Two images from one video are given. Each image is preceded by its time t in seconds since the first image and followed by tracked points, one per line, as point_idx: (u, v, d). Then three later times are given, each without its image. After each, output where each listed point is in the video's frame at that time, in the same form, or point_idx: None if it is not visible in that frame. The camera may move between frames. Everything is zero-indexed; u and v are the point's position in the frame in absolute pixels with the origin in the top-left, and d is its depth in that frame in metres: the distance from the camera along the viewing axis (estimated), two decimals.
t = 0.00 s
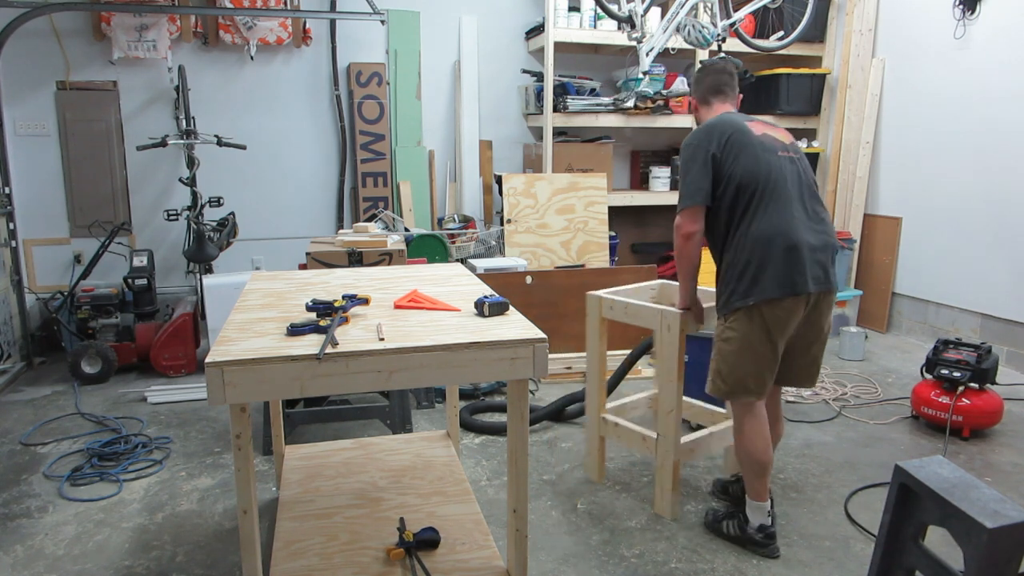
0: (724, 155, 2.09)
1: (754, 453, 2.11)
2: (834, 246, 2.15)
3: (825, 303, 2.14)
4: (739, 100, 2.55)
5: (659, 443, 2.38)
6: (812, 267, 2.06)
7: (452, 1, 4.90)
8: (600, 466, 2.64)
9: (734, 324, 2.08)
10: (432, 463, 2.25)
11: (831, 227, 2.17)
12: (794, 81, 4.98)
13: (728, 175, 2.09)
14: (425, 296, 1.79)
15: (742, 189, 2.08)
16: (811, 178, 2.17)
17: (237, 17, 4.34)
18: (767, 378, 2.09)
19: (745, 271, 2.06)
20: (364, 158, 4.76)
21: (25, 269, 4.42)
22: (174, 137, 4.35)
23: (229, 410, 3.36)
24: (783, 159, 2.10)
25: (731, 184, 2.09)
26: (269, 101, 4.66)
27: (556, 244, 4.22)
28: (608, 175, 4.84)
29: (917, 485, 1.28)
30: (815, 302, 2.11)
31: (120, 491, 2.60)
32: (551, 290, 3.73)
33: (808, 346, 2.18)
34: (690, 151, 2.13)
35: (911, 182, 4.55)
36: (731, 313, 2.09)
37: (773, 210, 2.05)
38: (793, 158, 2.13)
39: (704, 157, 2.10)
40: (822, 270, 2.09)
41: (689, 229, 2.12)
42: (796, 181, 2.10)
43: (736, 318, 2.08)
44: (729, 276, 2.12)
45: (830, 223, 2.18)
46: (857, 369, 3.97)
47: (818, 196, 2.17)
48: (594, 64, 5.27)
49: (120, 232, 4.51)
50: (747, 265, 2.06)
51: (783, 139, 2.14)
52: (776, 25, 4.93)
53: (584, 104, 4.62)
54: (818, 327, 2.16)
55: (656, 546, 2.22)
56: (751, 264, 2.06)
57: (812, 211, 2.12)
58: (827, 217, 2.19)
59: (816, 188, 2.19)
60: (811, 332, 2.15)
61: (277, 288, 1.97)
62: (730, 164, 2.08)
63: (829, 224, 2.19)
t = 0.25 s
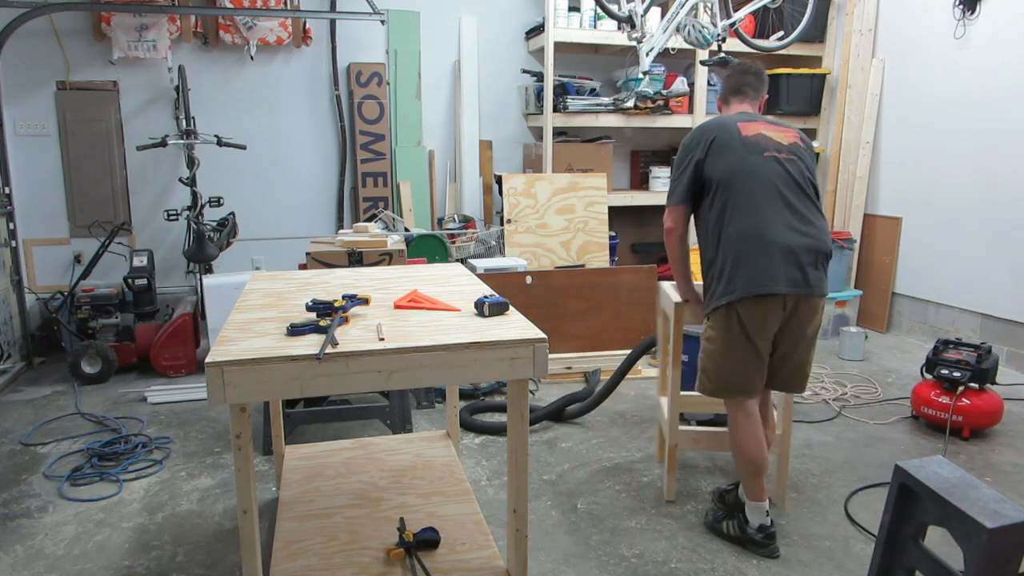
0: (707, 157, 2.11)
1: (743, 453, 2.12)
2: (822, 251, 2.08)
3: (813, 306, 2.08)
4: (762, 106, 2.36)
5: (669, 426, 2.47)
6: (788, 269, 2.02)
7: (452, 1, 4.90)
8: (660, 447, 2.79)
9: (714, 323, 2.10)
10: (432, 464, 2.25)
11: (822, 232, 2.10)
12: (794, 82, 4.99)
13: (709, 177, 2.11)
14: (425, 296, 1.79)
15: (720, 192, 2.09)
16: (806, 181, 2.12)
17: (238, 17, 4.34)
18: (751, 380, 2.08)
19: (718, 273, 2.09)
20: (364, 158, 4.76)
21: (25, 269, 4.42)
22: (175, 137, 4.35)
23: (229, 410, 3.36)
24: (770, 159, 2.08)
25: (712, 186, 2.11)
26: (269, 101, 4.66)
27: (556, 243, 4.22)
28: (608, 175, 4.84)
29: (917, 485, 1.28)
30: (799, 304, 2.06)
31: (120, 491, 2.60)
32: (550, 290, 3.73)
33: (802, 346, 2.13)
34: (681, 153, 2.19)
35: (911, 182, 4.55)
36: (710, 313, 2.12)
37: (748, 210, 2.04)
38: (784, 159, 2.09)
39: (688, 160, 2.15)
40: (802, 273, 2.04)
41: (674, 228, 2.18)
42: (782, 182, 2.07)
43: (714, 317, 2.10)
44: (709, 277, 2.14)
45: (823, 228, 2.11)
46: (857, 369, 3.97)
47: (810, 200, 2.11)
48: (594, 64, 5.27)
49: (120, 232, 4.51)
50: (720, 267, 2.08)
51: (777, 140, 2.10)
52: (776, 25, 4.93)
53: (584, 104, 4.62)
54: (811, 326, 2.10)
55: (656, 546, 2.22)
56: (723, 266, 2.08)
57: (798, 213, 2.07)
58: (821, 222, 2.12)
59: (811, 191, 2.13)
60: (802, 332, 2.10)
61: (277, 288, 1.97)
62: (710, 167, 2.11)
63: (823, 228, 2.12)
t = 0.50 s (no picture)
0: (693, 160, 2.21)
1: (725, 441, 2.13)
2: (794, 256, 2.07)
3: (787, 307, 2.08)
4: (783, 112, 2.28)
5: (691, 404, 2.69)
6: (748, 271, 2.05)
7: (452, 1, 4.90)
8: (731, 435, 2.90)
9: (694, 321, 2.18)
10: (432, 463, 2.25)
11: (797, 237, 2.08)
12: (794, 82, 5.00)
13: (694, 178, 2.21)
14: (425, 296, 1.79)
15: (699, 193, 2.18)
16: (789, 183, 2.09)
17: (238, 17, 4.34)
18: (729, 374, 2.11)
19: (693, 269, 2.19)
20: (364, 158, 4.76)
21: (25, 269, 4.42)
22: (175, 137, 4.35)
23: (229, 410, 3.36)
24: (746, 163, 2.10)
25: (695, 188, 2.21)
26: (269, 101, 4.66)
27: (556, 243, 4.22)
28: (608, 175, 4.84)
29: (917, 485, 1.28)
30: (768, 304, 2.07)
31: (120, 491, 2.60)
32: (550, 290, 3.74)
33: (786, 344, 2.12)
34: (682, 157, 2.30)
35: (912, 182, 4.55)
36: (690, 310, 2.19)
37: (717, 210, 2.11)
38: (764, 161, 2.09)
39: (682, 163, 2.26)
40: (766, 276, 2.05)
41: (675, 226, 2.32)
42: (755, 185, 2.08)
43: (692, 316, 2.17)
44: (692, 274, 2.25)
45: (800, 233, 2.09)
46: (857, 369, 3.97)
47: (789, 204, 2.10)
48: (594, 64, 5.27)
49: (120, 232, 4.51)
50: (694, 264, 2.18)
51: (761, 142, 2.10)
52: (776, 25, 4.93)
53: (584, 104, 4.63)
54: (791, 324, 2.10)
55: (656, 546, 2.22)
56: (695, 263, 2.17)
57: (771, 217, 2.07)
58: (800, 226, 2.10)
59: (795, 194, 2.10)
60: (782, 329, 2.10)
61: (277, 288, 1.97)
62: (695, 169, 2.20)
63: (802, 233, 2.10)
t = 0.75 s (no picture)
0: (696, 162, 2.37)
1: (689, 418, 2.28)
2: (772, 252, 2.12)
3: (756, 300, 2.14)
4: (790, 107, 2.31)
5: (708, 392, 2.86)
6: (721, 266, 2.16)
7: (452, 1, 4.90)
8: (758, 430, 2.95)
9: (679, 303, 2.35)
10: (432, 464, 2.25)
11: (776, 234, 2.13)
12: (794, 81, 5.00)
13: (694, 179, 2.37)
14: (425, 296, 1.79)
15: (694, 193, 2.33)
16: (772, 182, 2.14)
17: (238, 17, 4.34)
18: (695, 361, 2.27)
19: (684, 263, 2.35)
20: (364, 158, 4.76)
21: (25, 269, 4.42)
22: (175, 137, 4.35)
23: (229, 410, 3.36)
24: (731, 163, 2.21)
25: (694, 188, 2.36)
26: (269, 101, 4.66)
27: (556, 243, 4.22)
28: (608, 175, 4.84)
29: (917, 485, 1.28)
30: (737, 297, 2.16)
31: (120, 491, 2.60)
32: (550, 290, 3.74)
33: (755, 336, 2.16)
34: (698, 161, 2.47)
35: (912, 182, 4.54)
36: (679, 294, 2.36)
37: (702, 208, 2.25)
38: (748, 162, 2.18)
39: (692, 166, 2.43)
40: (739, 271, 2.14)
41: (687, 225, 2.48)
42: (736, 185, 2.18)
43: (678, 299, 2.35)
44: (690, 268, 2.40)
45: (780, 230, 2.13)
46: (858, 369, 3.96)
47: (772, 202, 2.15)
48: (594, 64, 5.27)
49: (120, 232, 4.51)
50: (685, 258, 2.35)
51: (747, 144, 2.20)
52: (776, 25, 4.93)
53: (584, 104, 4.63)
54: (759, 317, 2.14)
55: (656, 546, 2.22)
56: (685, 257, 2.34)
57: (749, 215, 2.14)
58: (783, 224, 2.14)
59: (779, 193, 2.15)
60: (748, 321, 2.16)
61: (277, 288, 1.97)
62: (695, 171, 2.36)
63: (783, 230, 2.14)
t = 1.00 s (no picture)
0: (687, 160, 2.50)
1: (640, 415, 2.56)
2: (729, 241, 2.21)
3: (712, 288, 2.24)
4: (787, 108, 2.39)
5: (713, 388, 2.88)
6: (683, 251, 2.30)
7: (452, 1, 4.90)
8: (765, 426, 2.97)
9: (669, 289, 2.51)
10: (432, 464, 2.25)
11: (737, 225, 2.21)
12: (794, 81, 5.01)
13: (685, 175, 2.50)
14: (425, 296, 1.79)
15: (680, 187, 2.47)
16: (741, 176, 2.24)
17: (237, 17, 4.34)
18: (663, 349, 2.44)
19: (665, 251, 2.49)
20: (364, 158, 4.76)
21: (25, 269, 4.42)
22: (174, 137, 4.35)
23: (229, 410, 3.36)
24: (710, 159, 2.33)
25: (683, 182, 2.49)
26: (269, 101, 4.66)
27: (556, 243, 4.22)
28: (608, 175, 4.84)
29: (917, 485, 1.28)
30: (695, 284, 2.28)
31: (120, 491, 2.60)
32: (550, 290, 3.73)
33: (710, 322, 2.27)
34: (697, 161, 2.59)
35: (912, 182, 4.54)
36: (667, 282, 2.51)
37: (680, 200, 2.39)
38: (722, 158, 2.29)
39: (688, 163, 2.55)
40: (696, 257, 2.26)
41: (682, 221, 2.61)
42: (708, 178, 2.30)
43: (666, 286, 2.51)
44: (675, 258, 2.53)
45: (742, 221, 2.22)
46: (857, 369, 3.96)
47: (738, 195, 2.24)
48: (594, 64, 5.27)
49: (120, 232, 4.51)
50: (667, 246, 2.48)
51: (726, 142, 2.31)
52: (776, 25, 4.93)
53: (584, 104, 4.63)
54: (711, 302, 2.24)
55: (656, 546, 2.22)
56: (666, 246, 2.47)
57: (714, 205, 2.26)
58: (746, 216, 2.23)
59: (747, 187, 2.24)
60: (703, 307, 2.27)
61: (277, 288, 1.97)
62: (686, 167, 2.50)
63: (746, 222, 2.22)
